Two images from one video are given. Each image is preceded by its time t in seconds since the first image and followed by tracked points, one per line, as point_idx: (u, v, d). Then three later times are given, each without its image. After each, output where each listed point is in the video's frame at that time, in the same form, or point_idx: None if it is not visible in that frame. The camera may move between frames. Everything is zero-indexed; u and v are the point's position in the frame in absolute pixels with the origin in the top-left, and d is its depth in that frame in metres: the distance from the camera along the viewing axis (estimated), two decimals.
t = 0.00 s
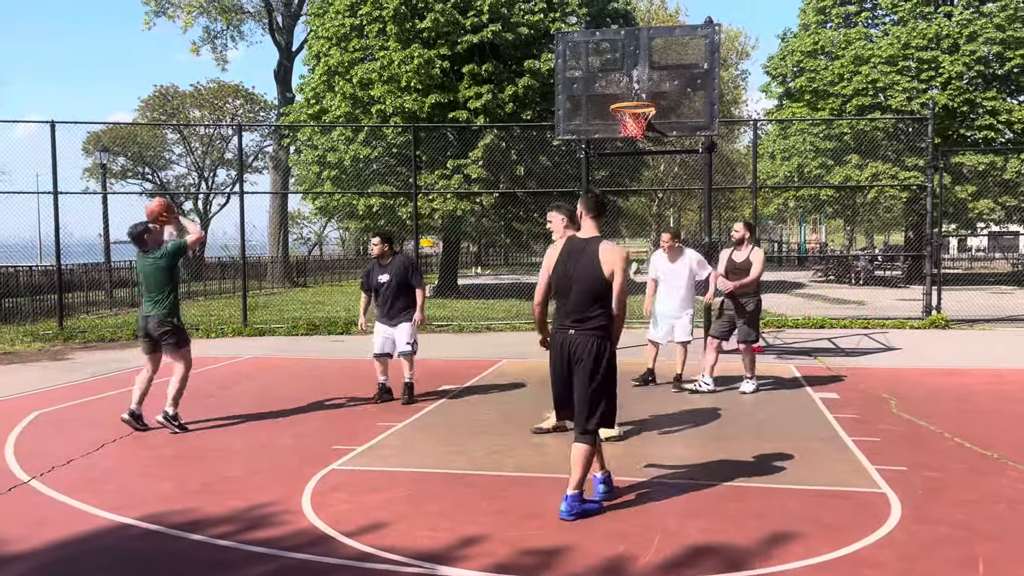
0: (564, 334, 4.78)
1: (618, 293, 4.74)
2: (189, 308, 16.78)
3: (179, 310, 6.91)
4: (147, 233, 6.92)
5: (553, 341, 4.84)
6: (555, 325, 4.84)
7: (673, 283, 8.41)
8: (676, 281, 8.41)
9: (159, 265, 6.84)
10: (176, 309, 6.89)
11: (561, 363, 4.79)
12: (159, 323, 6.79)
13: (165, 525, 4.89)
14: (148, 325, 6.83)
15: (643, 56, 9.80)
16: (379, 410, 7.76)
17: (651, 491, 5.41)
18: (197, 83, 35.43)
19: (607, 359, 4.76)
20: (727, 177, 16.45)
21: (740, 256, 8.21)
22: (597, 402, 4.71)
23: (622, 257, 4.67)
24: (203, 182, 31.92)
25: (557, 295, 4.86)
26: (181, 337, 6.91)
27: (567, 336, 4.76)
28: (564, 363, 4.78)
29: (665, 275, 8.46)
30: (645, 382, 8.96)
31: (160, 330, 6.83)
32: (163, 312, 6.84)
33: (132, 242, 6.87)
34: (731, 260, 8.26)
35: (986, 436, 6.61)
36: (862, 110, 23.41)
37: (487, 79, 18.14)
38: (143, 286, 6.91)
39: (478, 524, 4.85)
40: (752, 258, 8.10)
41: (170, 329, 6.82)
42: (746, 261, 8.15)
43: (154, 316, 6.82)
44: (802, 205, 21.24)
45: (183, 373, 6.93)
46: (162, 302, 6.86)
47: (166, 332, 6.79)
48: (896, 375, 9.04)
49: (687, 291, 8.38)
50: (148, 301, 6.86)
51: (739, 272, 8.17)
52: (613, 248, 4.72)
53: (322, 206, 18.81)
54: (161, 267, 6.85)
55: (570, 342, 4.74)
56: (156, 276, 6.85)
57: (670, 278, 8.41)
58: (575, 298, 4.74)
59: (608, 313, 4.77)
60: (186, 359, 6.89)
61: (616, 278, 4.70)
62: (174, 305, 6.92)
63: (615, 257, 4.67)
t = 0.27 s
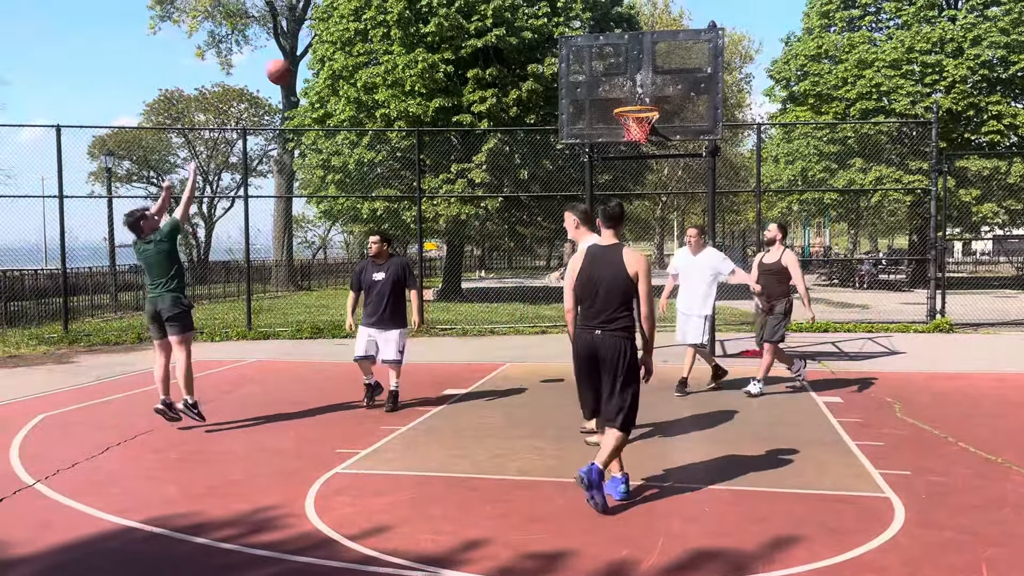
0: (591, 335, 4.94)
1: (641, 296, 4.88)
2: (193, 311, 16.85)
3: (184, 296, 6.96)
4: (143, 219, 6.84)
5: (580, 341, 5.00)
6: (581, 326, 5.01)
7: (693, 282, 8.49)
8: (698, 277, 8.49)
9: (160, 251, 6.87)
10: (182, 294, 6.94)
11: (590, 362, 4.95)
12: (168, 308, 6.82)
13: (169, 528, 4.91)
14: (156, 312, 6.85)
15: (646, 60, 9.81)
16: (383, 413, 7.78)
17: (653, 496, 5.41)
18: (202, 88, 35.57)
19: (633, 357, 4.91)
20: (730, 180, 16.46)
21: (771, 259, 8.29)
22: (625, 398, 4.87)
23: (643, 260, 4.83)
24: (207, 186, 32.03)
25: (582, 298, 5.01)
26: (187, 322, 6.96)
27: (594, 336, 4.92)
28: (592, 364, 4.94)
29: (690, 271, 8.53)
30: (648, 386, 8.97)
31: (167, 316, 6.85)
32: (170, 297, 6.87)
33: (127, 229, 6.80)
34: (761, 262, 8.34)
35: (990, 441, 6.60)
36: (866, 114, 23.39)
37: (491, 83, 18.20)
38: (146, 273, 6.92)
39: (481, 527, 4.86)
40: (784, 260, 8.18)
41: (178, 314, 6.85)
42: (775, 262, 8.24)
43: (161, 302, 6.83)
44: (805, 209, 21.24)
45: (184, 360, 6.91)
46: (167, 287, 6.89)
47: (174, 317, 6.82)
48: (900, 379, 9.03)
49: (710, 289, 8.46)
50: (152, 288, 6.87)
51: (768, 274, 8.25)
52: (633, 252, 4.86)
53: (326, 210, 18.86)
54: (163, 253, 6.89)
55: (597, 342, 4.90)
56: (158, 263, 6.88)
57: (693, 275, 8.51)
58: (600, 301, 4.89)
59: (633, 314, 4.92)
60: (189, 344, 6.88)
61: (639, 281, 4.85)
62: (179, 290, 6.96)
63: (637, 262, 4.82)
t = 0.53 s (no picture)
0: (610, 341, 5.05)
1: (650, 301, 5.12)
2: (193, 314, 16.85)
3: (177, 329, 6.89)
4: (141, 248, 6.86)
5: (596, 347, 5.09)
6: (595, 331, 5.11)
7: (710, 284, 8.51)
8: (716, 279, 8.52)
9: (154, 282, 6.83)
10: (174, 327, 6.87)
11: (611, 368, 5.06)
12: (160, 341, 6.78)
13: (167, 531, 4.91)
14: (148, 345, 6.81)
15: (645, 63, 9.82)
16: (382, 417, 7.78)
17: (651, 499, 5.41)
18: (202, 91, 35.64)
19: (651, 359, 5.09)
20: (730, 183, 16.48)
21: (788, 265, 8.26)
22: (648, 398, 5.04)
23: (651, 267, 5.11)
24: (207, 189, 32.07)
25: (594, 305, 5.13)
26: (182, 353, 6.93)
27: (613, 341, 5.04)
28: (614, 368, 5.05)
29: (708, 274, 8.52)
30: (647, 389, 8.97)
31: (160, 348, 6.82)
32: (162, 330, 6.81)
33: (127, 258, 6.84)
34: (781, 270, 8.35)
35: (988, 443, 6.60)
36: (866, 117, 23.43)
37: (491, 86, 18.23)
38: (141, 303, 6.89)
39: (479, 530, 4.86)
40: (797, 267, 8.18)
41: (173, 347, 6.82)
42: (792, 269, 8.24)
43: (153, 334, 6.79)
44: (804, 212, 21.25)
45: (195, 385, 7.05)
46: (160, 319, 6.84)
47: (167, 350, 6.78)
48: (898, 382, 9.03)
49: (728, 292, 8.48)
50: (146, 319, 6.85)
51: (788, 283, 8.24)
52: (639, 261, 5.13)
53: (326, 213, 18.87)
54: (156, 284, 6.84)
55: (617, 346, 5.03)
56: (152, 293, 6.85)
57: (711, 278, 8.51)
58: (614, 306, 5.04)
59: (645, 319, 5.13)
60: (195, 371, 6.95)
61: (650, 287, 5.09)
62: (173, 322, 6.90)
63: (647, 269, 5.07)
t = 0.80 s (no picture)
0: (589, 341, 5.55)
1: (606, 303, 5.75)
2: (190, 318, 16.85)
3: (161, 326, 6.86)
4: (128, 244, 6.81)
5: (574, 349, 5.55)
6: (573, 335, 5.57)
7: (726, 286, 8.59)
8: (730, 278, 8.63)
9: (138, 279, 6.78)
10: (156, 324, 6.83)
11: (594, 365, 5.56)
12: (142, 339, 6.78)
13: (161, 535, 4.91)
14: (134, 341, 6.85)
15: (640, 67, 9.86)
16: (377, 420, 7.80)
17: (645, 502, 5.42)
18: (200, 95, 35.67)
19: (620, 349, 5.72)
20: (726, 187, 16.52)
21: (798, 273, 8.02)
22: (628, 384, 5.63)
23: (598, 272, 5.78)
24: (205, 193, 32.08)
25: (571, 313, 5.59)
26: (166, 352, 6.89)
27: (592, 340, 5.55)
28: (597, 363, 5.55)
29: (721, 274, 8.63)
30: (643, 393, 8.99)
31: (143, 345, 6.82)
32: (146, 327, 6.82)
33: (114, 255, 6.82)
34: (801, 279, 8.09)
35: (981, 446, 6.63)
36: (862, 121, 23.49)
37: (487, 90, 18.28)
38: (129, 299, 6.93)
39: (473, 533, 4.87)
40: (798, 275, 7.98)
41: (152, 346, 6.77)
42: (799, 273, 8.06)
43: (137, 332, 6.82)
44: (801, 216, 21.29)
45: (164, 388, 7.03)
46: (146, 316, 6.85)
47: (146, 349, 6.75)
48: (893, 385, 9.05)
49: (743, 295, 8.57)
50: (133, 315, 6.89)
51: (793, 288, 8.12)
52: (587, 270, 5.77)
53: (323, 217, 18.89)
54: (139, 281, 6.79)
55: (597, 343, 5.56)
56: (137, 291, 6.84)
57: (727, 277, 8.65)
58: (592, 310, 5.58)
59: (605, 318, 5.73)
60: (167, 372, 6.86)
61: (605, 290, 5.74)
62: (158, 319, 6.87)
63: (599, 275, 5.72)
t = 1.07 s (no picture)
0: (546, 332, 6.02)
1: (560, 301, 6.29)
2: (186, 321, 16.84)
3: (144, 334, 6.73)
4: (117, 249, 6.67)
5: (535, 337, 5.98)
6: (529, 329, 6.02)
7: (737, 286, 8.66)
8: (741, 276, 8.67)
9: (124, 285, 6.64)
10: (139, 332, 6.71)
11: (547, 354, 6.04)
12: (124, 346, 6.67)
13: (155, 537, 4.91)
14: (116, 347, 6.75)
15: (636, 70, 9.89)
16: (373, 423, 7.80)
17: (639, 503, 5.43)
18: (196, 97, 35.67)
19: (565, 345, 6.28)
20: (722, 189, 16.57)
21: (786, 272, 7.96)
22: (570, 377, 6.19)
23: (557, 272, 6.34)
24: (201, 196, 32.07)
25: (527, 309, 6.02)
26: (149, 360, 6.80)
27: (548, 332, 6.04)
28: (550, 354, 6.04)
29: (732, 276, 8.62)
30: (639, 395, 9.00)
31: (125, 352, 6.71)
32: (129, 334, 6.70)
33: (104, 258, 6.70)
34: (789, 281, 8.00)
35: (974, 447, 6.65)
36: (858, 124, 23.55)
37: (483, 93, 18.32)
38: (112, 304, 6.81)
39: (467, 535, 4.88)
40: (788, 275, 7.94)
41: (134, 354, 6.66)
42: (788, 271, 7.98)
43: (120, 338, 6.71)
44: (797, 218, 21.33)
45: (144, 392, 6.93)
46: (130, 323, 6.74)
47: (128, 356, 6.66)
48: (889, 386, 9.07)
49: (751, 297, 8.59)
50: (117, 321, 6.79)
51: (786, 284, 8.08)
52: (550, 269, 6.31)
53: (319, 220, 18.89)
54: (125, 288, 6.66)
55: (553, 335, 6.04)
56: (121, 297, 6.71)
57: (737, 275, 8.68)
58: (548, 307, 6.05)
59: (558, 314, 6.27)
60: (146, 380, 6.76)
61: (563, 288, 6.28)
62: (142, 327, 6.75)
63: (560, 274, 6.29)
